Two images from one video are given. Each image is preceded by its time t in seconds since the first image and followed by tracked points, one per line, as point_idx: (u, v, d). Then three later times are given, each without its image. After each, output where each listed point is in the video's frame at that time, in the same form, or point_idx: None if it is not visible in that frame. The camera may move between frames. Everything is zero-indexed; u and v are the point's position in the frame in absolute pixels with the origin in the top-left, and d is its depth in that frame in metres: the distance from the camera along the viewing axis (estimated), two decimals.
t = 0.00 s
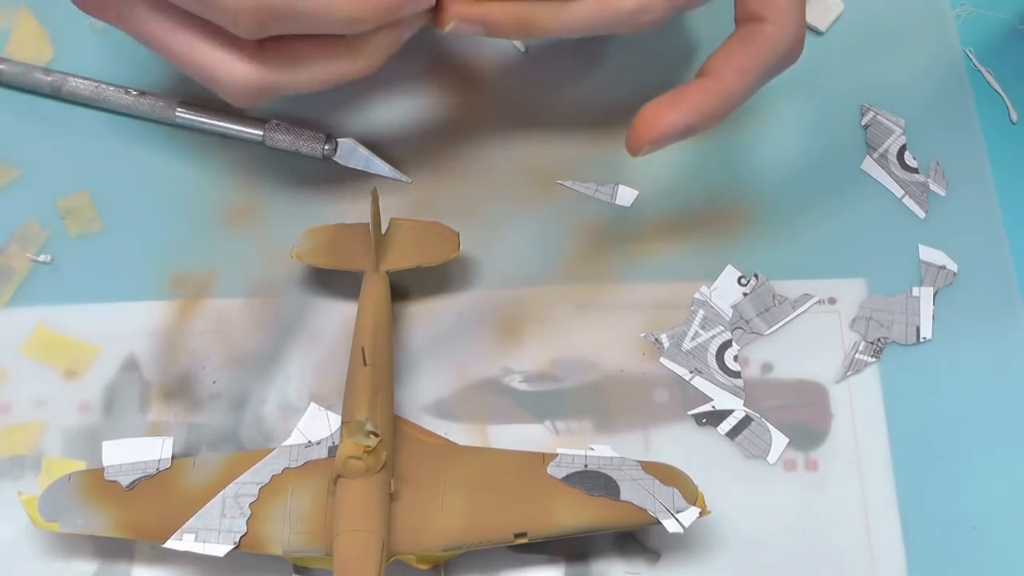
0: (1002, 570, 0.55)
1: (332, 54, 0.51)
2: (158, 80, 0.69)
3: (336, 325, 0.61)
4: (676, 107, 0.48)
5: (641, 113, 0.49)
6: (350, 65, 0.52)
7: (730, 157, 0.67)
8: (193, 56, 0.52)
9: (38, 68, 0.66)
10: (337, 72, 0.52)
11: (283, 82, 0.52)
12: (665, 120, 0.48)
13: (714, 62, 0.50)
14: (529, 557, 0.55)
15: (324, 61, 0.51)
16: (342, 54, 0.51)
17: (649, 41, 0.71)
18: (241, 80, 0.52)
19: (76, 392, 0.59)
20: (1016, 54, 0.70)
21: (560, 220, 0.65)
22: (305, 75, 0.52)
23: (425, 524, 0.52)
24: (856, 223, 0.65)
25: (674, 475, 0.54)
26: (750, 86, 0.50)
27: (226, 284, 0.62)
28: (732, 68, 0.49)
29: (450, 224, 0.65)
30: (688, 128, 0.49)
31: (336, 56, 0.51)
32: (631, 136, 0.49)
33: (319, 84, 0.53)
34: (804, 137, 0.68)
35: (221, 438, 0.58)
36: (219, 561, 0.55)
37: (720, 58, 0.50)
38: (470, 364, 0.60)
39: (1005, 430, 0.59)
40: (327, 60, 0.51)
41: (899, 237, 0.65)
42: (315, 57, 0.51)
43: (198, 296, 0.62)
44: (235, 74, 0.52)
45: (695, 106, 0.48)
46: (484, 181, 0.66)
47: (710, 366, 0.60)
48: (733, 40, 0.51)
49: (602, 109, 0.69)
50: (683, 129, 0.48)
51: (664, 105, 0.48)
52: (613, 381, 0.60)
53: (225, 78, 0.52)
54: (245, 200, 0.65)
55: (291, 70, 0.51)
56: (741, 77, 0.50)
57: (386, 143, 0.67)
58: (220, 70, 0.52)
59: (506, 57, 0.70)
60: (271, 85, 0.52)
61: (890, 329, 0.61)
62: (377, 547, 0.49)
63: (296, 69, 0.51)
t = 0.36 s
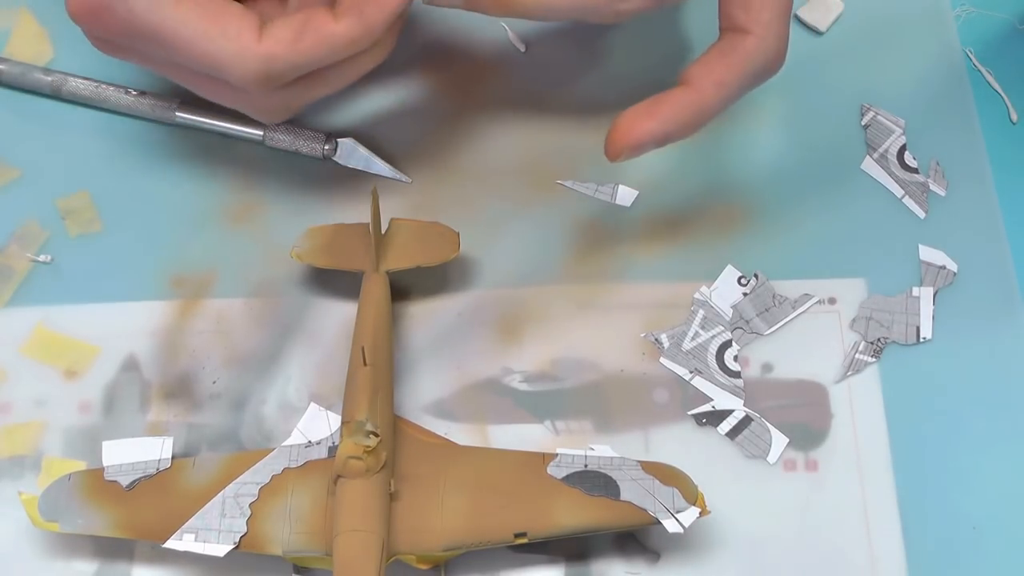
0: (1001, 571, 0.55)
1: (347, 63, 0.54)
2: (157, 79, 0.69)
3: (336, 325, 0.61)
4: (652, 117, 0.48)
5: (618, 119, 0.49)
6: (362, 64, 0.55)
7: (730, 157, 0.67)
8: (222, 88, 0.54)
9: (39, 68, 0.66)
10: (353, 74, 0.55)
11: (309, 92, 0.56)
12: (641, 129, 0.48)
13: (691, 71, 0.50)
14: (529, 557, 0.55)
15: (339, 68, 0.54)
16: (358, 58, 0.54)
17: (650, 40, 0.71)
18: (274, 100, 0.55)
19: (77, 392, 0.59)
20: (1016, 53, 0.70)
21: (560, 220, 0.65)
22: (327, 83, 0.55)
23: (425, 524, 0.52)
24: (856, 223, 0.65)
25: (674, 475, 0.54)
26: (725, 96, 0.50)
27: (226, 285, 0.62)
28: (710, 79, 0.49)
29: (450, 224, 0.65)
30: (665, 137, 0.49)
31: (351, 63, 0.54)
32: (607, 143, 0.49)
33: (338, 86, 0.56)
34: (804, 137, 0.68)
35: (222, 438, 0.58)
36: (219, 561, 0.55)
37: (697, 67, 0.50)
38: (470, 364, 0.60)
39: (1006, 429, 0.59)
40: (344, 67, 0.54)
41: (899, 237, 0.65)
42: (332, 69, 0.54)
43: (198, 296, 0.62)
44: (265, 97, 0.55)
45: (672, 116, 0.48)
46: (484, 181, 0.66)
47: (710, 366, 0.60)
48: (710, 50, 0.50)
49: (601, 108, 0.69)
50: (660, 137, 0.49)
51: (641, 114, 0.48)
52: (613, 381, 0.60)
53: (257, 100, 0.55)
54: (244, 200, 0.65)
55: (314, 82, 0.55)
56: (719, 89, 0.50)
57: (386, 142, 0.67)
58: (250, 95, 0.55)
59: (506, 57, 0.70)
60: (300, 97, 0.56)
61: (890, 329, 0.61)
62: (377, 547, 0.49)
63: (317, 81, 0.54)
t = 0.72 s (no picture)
0: (1001, 571, 0.55)
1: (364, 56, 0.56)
2: (157, 79, 0.69)
3: (336, 325, 0.61)
4: (674, 132, 0.48)
5: (641, 136, 0.50)
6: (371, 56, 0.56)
7: (730, 157, 0.67)
8: (233, 76, 0.54)
9: (38, 68, 0.67)
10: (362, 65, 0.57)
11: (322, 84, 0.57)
12: (665, 144, 0.48)
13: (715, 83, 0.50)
14: (529, 557, 0.55)
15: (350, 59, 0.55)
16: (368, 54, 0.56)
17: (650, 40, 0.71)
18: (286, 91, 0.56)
19: (77, 392, 0.59)
20: (1016, 53, 0.70)
21: (560, 220, 0.65)
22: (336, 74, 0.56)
23: (425, 524, 0.52)
24: (855, 223, 0.65)
25: (674, 475, 0.54)
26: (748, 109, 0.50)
27: (226, 285, 0.62)
28: (732, 92, 0.49)
29: (450, 224, 0.65)
30: (688, 152, 0.49)
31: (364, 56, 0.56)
32: (632, 158, 0.49)
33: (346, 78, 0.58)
34: (804, 137, 0.68)
35: (222, 438, 0.58)
36: (219, 561, 0.55)
37: (719, 80, 0.50)
38: (470, 364, 0.60)
39: (1005, 429, 0.59)
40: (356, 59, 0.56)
41: (899, 237, 0.65)
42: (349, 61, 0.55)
43: (198, 295, 0.62)
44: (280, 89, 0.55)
45: (694, 129, 0.48)
46: (483, 182, 0.66)
47: (710, 366, 0.60)
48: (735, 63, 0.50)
49: (602, 109, 0.69)
50: (682, 152, 0.49)
51: (663, 130, 0.48)
52: (613, 381, 0.60)
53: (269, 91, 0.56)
54: (244, 200, 0.65)
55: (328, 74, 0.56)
56: (741, 100, 0.49)
57: (385, 143, 0.67)
58: (264, 85, 0.55)
59: (506, 57, 0.70)
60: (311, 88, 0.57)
61: (890, 329, 0.61)
62: (377, 547, 0.49)
63: (332, 72, 0.56)
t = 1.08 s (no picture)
0: (1001, 571, 0.55)
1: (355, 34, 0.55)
2: (156, 79, 0.69)
3: (336, 325, 0.61)
4: (689, 123, 0.48)
5: (654, 130, 0.49)
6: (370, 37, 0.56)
7: (730, 157, 0.67)
8: (223, 57, 0.55)
9: (39, 69, 0.66)
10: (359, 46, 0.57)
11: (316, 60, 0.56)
12: (678, 137, 0.48)
13: (728, 77, 0.50)
14: (529, 557, 0.55)
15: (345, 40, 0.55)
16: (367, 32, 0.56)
17: (650, 41, 0.71)
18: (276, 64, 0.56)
19: (77, 392, 0.59)
20: (1015, 54, 0.70)
21: (560, 220, 0.65)
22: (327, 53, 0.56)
23: (425, 524, 0.52)
24: (855, 223, 0.65)
25: (674, 475, 0.54)
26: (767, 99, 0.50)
27: (226, 285, 0.62)
28: (747, 84, 0.49)
29: (450, 224, 0.65)
30: (703, 145, 0.48)
31: (361, 33, 0.55)
32: (647, 153, 0.49)
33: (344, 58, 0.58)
34: (805, 137, 0.68)
35: (222, 438, 0.58)
36: (219, 561, 0.55)
37: (734, 72, 0.49)
38: (470, 364, 0.60)
39: (1005, 429, 0.59)
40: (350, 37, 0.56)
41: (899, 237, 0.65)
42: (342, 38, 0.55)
43: (198, 295, 0.62)
44: (269, 60, 0.55)
45: (709, 122, 0.48)
46: (484, 182, 0.66)
47: (710, 366, 0.60)
48: (749, 55, 0.50)
49: (602, 108, 0.69)
50: (699, 145, 0.48)
51: (676, 122, 0.48)
52: (613, 382, 0.60)
53: (257, 65, 0.56)
54: (245, 200, 0.65)
55: (322, 49, 0.56)
56: (757, 93, 0.49)
57: (385, 143, 0.67)
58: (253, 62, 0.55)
59: (505, 57, 0.70)
60: (305, 65, 0.57)
61: (890, 329, 0.61)
62: (377, 547, 0.49)
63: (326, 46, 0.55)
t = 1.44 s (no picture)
0: (1002, 571, 0.55)
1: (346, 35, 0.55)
2: (156, 79, 0.69)
3: (336, 325, 0.61)
4: (691, 112, 0.48)
5: (656, 115, 0.49)
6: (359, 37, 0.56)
7: (730, 157, 0.67)
8: (219, 55, 0.54)
9: (39, 69, 0.67)
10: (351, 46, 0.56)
11: (310, 61, 0.55)
12: (678, 126, 0.47)
13: (735, 69, 0.49)
14: (529, 557, 0.55)
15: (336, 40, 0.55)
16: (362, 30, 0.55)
17: (650, 41, 0.71)
18: (271, 66, 0.55)
19: (77, 392, 0.59)
20: (1015, 54, 0.70)
21: (560, 220, 0.65)
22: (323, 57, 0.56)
23: (425, 524, 0.52)
24: (855, 223, 0.65)
25: (674, 475, 0.54)
26: (774, 93, 0.50)
27: (226, 284, 0.62)
28: (753, 78, 0.49)
29: (450, 224, 0.65)
30: (702, 136, 0.48)
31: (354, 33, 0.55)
32: (645, 139, 0.49)
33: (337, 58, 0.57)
34: (805, 137, 0.68)
35: (222, 438, 0.58)
36: (220, 561, 0.55)
37: (741, 66, 0.49)
38: (470, 364, 0.60)
39: (1005, 429, 0.59)
40: (342, 37, 0.55)
41: (899, 237, 0.65)
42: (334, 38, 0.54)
43: (198, 295, 0.62)
44: (265, 61, 0.54)
45: (711, 113, 0.48)
46: (484, 181, 0.66)
47: (710, 366, 0.60)
48: (756, 49, 0.50)
49: (602, 108, 0.69)
50: (698, 135, 0.48)
51: (678, 110, 0.48)
52: (613, 382, 0.60)
53: (253, 65, 0.55)
54: (244, 200, 0.65)
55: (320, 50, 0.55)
56: (762, 89, 0.49)
57: (385, 143, 0.67)
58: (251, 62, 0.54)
59: (505, 57, 0.70)
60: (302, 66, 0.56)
61: (890, 329, 0.61)
62: (377, 547, 0.49)
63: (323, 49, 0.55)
